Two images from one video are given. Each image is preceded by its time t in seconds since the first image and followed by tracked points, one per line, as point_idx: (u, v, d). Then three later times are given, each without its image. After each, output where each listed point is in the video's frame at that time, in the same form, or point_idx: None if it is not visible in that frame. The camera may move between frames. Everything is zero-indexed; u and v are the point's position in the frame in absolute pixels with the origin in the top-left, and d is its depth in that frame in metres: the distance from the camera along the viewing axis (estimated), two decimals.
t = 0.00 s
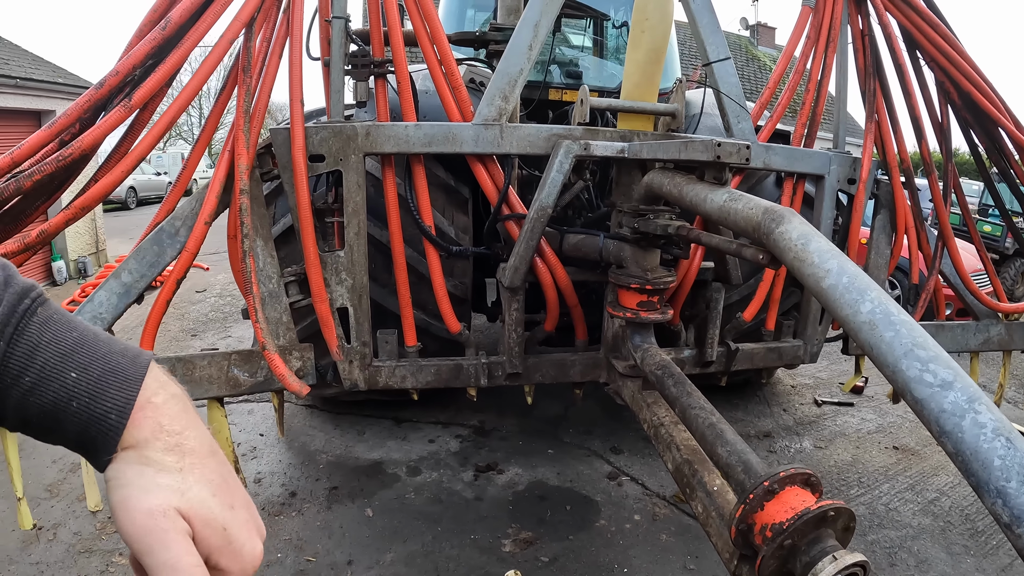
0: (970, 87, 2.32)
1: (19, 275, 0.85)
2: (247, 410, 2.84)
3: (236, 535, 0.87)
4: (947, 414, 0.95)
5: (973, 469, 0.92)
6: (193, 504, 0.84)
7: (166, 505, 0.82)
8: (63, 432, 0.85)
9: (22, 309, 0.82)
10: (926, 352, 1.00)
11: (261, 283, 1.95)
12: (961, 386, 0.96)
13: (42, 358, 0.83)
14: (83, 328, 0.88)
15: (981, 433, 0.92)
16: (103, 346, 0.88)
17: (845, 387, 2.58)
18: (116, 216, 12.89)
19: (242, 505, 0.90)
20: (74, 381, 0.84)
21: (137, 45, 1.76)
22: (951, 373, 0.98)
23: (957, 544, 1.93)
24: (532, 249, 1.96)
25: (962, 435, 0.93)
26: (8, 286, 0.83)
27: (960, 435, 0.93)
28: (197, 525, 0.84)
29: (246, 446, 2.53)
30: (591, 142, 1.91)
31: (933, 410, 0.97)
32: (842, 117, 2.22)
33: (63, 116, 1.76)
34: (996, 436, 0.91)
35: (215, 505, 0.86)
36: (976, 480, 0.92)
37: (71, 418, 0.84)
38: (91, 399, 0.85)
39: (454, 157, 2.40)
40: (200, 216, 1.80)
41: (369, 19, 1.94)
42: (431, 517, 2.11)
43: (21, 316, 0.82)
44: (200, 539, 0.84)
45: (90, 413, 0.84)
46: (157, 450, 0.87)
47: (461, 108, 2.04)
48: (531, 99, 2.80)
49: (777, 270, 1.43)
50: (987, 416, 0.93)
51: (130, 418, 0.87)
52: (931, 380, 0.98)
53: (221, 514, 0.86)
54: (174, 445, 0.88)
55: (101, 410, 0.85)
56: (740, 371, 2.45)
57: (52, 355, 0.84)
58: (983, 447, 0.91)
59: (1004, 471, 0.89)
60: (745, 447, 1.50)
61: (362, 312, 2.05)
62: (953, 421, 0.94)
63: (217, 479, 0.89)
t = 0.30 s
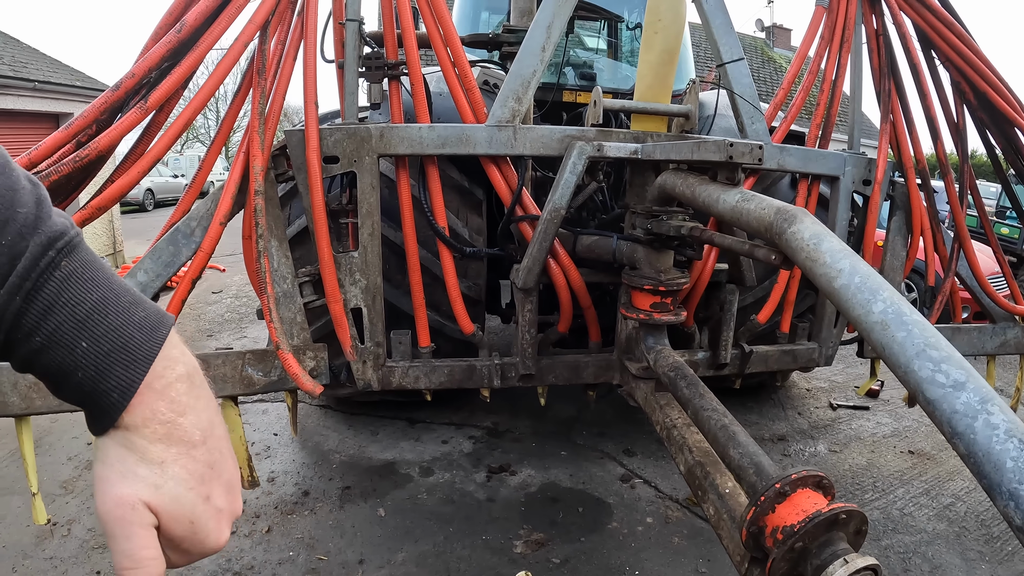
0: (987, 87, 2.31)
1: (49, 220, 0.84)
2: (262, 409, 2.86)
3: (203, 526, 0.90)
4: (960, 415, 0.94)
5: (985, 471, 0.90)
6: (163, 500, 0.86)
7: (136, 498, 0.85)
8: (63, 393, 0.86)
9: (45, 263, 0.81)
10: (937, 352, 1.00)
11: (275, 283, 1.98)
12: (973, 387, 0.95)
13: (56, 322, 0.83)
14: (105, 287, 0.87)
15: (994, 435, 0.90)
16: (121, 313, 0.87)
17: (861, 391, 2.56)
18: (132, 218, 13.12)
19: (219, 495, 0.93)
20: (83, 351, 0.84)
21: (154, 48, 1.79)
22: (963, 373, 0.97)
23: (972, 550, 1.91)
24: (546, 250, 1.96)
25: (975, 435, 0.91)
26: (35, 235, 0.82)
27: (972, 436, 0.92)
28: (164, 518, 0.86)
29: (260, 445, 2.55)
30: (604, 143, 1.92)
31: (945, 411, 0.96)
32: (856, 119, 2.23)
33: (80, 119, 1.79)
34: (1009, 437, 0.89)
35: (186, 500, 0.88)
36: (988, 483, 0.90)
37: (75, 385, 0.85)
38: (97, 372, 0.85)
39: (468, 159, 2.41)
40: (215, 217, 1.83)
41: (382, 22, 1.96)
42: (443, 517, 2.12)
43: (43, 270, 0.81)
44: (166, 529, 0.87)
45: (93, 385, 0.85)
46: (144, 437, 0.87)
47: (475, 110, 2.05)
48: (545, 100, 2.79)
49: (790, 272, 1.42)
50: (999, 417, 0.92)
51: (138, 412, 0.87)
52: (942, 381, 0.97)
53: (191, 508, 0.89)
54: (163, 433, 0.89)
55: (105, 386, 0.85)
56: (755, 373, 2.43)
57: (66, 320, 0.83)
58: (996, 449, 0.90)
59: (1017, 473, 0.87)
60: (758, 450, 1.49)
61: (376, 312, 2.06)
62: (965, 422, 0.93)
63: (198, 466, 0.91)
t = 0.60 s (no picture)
0: (991, 89, 2.33)
1: (65, 219, 0.83)
2: (269, 408, 2.88)
3: (193, 529, 0.91)
4: (958, 413, 0.95)
5: (983, 468, 0.91)
6: (156, 499, 0.87)
7: (131, 497, 0.85)
8: (67, 388, 0.86)
9: (59, 263, 0.82)
10: (936, 351, 1.01)
11: (283, 283, 2.00)
12: (971, 385, 0.97)
13: (66, 321, 0.83)
14: (115, 290, 0.88)
15: (991, 433, 0.91)
16: (130, 316, 0.88)
17: (866, 392, 2.56)
18: (140, 219, 13.22)
19: (211, 501, 0.94)
20: (92, 352, 0.85)
21: (164, 50, 1.81)
22: (961, 372, 0.98)
23: (975, 552, 1.93)
24: (551, 251, 1.97)
25: (972, 434, 0.93)
26: (51, 234, 0.81)
27: (970, 434, 0.93)
28: (156, 517, 0.87)
29: (267, 444, 2.57)
30: (609, 146, 1.92)
31: (943, 409, 0.97)
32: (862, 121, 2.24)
33: (91, 120, 1.82)
34: (1007, 435, 0.91)
35: (180, 503, 0.89)
36: (985, 480, 0.91)
37: (81, 382, 0.85)
38: (102, 372, 0.85)
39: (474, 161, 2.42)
40: (224, 217, 1.85)
41: (389, 25, 1.98)
42: (448, 516, 2.13)
43: (57, 271, 0.82)
44: (157, 530, 0.88)
45: (98, 385, 0.85)
46: (145, 439, 0.88)
47: (481, 112, 2.06)
48: (551, 103, 2.78)
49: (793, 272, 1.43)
50: (997, 415, 0.93)
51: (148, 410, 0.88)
52: (941, 379, 0.99)
53: (184, 511, 0.90)
54: (164, 435, 0.90)
55: (110, 387, 0.86)
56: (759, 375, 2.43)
57: (76, 319, 0.84)
58: (994, 447, 0.91)
59: (1014, 470, 0.88)
60: (760, 449, 1.50)
61: (382, 312, 2.07)
62: (963, 420, 0.95)
63: (193, 469, 0.92)
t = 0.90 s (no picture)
0: (995, 90, 2.33)
1: (71, 185, 0.84)
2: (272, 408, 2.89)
3: (257, 475, 0.88)
4: (956, 414, 0.96)
5: (982, 469, 0.92)
6: (214, 445, 0.85)
7: (186, 446, 0.83)
8: (106, 350, 0.85)
9: (72, 222, 0.81)
10: (935, 352, 1.02)
11: (286, 284, 2.01)
12: (970, 386, 0.97)
13: (89, 278, 0.82)
14: (133, 242, 0.87)
15: (990, 433, 0.92)
16: (152, 264, 0.87)
17: (869, 394, 2.56)
18: (145, 219, 13.27)
19: (272, 443, 0.92)
20: (120, 303, 0.83)
21: (167, 51, 1.83)
22: (960, 372, 0.99)
23: (978, 554, 1.95)
24: (553, 252, 1.98)
25: (971, 434, 0.93)
26: (59, 198, 0.82)
27: (968, 435, 0.93)
28: (216, 465, 0.85)
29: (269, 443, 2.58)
30: (611, 146, 1.93)
31: (942, 410, 0.98)
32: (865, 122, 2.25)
33: (95, 120, 1.83)
34: (1005, 436, 0.91)
35: (238, 446, 0.87)
36: (984, 481, 0.92)
37: (115, 337, 0.84)
38: (135, 322, 0.84)
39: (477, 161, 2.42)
40: (227, 218, 1.86)
41: (391, 26, 1.99)
42: (450, 516, 2.13)
43: (71, 228, 0.81)
44: (220, 480, 0.85)
45: (133, 335, 0.84)
46: (188, 382, 0.87)
47: (483, 113, 2.07)
48: (553, 104, 2.79)
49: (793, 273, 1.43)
50: (996, 415, 0.93)
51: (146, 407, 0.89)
52: (940, 380, 0.99)
53: (243, 455, 0.87)
54: (208, 377, 0.88)
55: (145, 333, 0.84)
56: (761, 376, 2.43)
57: (99, 274, 0.83)
58: (993, 447, 0.91)
59: (1012, 471, 0.89)
60: (760, 450, 1.50)
61: (384, 313, 2.08)
62: (961, 421, 0.95)
63: (246, 411, 0.90)
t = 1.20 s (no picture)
0: (999, 92, 2.33)
1: (57, 238, 0.86)
2: (276, 409, 2.90)
3: (247, 517, 0.92)
4: (961, 416, 0.96)
5: (986, 471, 0.92)
6: (203, 490, 0.88)
7: (176, 491, 0.87)
8: (93, 401, 0.88)
9: (60, 275, 0.84)
10: (940, 354, 1.02)
11: (292, 284, 2.02)
12: (975, 388, 0.98)
13: (76, 330, 0.85)
14: (117, 294, 0.90)
15: (994, 435, 0.92)
16: (138, 314, 0.90)
17: (873, 396, 2.55)
18: (149, 220, 13.29)
19: (259, 486, 0.95)
20: (108, 354, 0.87)
21: (174, 53, 1.83)
22: (965, 375, 0.99)
23: (982, 556, 1.96)
24: (558, 253, 1.98)
25: (975, 436, 0.94)
26: (47, 252, 0.84)
27: (973, 437, 0.94)
28: (206, 509, 0.89)
29: (274, 444, 2.58)
30: (616, 148, 1.93)
31: (947, 412, 0.98)
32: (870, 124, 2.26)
33: (102, 121, 1.83)
34: (1009, 438, 0.92)
35: (227, 490, 0.91)
36: (988, 483, 0.92)
37: (103, 389, 0.87)
38: (122, 373, 0.87)
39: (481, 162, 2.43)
40: (233, 219, 1.87)
41: (397, 28, 1.99)
42: (454, 517, 2.12)
43: (59, 282, 0.84)
44: (210, 524, 0.89)
45: (121, 386, 0.87)
46: (175, 430, 0.90)
47: (489, 115, 2.07)
48: (558, 105, 2.79)
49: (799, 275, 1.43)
50: (1000, 417, 0.94)
51: (158, 397, 0.90)
52: (944, 382, 1.00)
53: (233, 499, 0.91)
54: (195, 425, 0.92)
55: (133, 384, 0.87)
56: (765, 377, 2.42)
57: (86, 327, 0.86)
58: (997, 449, 0.92)
59: (1017, 473, 0.89)
60: (766, 451, 1.50)
61: (389, 314, 2.08)
62: (966, 423, 0.95)
63: (234, 454, 0.94)
